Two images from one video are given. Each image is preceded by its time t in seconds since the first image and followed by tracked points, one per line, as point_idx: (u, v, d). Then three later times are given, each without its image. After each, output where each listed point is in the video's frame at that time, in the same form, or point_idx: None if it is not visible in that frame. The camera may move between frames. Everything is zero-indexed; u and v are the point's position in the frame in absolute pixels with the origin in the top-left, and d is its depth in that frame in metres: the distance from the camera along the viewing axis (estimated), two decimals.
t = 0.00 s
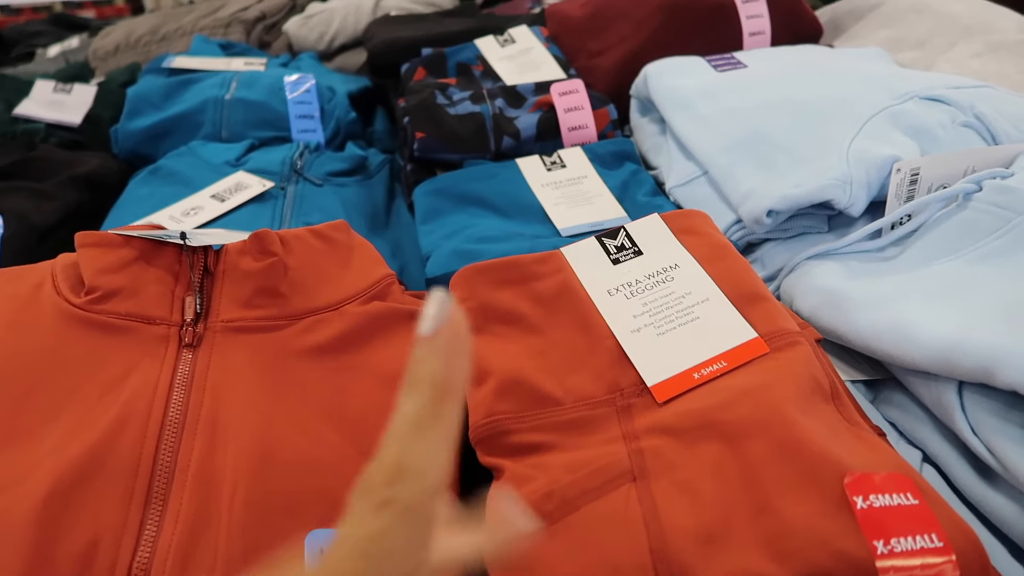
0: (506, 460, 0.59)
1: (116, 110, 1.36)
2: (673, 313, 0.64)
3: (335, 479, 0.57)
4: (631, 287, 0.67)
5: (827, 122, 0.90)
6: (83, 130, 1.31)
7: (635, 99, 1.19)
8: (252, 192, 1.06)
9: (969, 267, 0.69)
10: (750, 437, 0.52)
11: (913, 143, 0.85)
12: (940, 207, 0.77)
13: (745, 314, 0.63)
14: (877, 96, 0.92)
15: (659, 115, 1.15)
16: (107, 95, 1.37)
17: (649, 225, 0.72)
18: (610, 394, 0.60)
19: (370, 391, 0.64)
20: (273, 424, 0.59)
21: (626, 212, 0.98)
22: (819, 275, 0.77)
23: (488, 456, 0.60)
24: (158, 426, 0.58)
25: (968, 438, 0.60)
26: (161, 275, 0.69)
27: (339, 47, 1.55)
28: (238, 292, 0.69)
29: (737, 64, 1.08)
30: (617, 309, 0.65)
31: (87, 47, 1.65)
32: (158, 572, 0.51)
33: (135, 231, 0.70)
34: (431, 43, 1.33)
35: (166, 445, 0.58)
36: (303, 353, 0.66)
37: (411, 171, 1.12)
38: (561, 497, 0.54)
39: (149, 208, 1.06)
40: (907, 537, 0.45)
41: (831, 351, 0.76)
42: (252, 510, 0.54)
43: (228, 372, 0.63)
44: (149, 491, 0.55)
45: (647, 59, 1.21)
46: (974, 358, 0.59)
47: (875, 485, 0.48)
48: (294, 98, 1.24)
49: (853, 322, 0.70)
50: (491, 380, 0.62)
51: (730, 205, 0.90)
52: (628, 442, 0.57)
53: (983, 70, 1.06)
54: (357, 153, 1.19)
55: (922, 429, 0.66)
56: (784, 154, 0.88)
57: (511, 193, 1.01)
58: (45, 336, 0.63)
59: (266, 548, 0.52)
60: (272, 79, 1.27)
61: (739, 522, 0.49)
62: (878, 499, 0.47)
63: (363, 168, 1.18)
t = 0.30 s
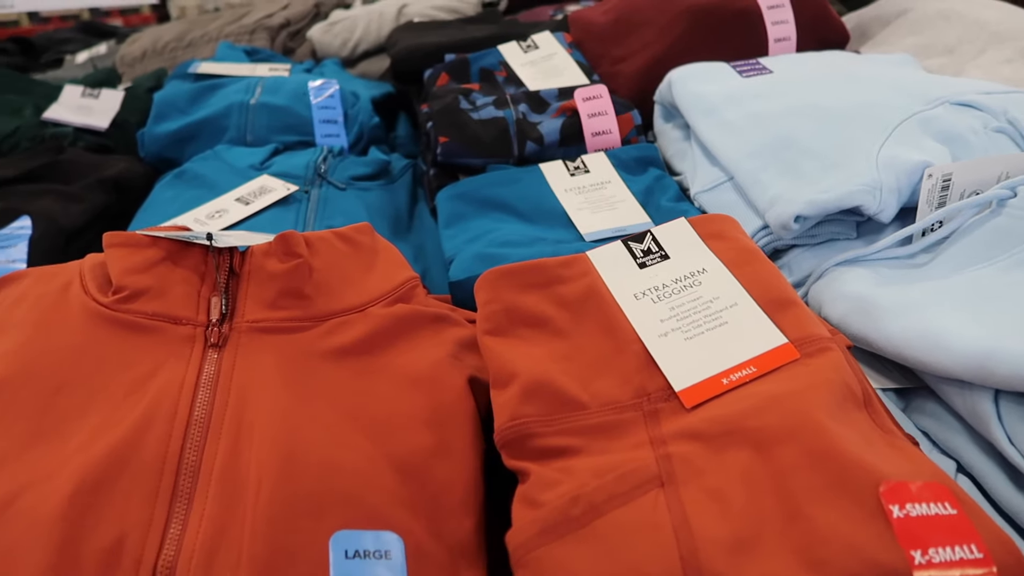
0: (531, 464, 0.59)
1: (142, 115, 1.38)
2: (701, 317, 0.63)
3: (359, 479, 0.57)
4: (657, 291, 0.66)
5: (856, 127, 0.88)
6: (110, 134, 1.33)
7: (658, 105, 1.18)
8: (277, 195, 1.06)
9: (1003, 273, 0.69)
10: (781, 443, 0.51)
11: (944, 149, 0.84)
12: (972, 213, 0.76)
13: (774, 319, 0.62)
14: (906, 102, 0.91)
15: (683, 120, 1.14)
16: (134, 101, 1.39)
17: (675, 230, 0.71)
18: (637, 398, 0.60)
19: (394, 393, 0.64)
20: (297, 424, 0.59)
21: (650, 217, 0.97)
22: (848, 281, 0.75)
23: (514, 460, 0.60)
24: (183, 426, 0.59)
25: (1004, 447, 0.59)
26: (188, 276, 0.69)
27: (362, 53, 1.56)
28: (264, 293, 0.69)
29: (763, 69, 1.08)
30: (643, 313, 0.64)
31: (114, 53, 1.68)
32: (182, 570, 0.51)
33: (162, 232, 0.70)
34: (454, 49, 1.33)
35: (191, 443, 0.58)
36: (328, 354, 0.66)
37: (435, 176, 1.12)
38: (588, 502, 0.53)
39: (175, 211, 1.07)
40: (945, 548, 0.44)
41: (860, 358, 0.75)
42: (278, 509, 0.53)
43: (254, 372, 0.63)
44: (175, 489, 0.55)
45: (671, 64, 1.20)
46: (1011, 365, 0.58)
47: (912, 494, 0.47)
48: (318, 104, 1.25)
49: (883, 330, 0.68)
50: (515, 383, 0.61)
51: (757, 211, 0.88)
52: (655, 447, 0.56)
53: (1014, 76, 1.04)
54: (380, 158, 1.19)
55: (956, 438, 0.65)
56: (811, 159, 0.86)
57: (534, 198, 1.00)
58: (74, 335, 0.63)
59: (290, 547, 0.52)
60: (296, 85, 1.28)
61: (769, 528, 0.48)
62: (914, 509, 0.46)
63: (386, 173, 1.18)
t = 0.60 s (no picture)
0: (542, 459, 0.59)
1: (158, 110, 1.39)
2: (714, 316, 0.63)
3: (373, 471, 0.57)
4: (671, 290, 0.66)
5: (871, 130, 0.88)
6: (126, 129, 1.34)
7: (672, 106, 1.18)
8: (291, 191, 1.07)
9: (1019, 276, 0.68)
10: (794, 442, 0.51)
11: (960, 152, 0.84)
12: (988, 216, 0.76)
13: (787, 319, 0.62)
14: (922, 105, 0.90)
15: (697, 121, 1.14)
16: (151, 96, 1.40)
17: (689, 229, 0.71)
18: (649, 396, 0.60)
19: (408, 388, 0.64)
20: (311, 416, 0.60)
21: (663, 217, 0.97)
22: (861, 283, 0.75)
23: (525, 455, 0.60)
24: (198, 416, 0.59)
25: (1018, 450, 0.59)
26: (204, 268, 0.70)
27: (377, 51, 1.57)
28: (279, 286, 0.69)
29: (777, 71, 1.07)
30: (657, 311, 0.65)
31: (131, 49, 1.69)
32: (197, 558, 0.51)
33: (180, 225, 0.71)
34: (468, 48, 1.33)
35: (206, 433, 0.58)
36: (342, 347, 0.66)
37: (448, 174, 1.12)
38: (600, 497, 0.53)
39: (190, 205, 1.08)
40: (957, 548, 0.44)
41: (872, 360, 0.75)
42: (292, 500, 0.54)
43: (269, 364, 0.64)
44: (190, 478, 0.56)
45: (686, 65, 1.20)
46: None
47: (924, 494, 0.47)
48: (332, 101, 1.25)
49: (896, 332, 0.68)
50: (528, 379, 0.62)
51: (770, 212, 0.88)
52: (667, 444, 0.56)
53: None
54: (394, 155, 1.19)
55: (968, 441, 0.65)
56: (826, 161, 0.86)
57: (547, 196, 1.01)
58: (93, 325, 0.64)
59: (304, 538, 0.52)
60: (311, 82, 1.29)
61: (780, 525, 0.48)
62: (927, 509, 0.46)
63: (400, 170, 1.19)
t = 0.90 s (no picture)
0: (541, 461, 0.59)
1: (163, 107, 1.39)
2: (716, 318, 0.63)
3: (370, 469, 0.57)
4: (672, 292, 0.66)
5: (876, 133, 0.88)
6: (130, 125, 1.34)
7: (677, 107, 1.18)
8: (294, 188, 1.07)
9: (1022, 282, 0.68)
10: (794, 447, 0.51)
11: (965, 156, 0.83)
12: (992, 221, 0.75)
13: (789, 322, 0.61)
14: (929, 108, 0.90)
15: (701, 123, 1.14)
16: (155, 93, 1.40)
17: (692, 231, 0.71)
18: (649, 397, 0.59)
19: (407, 387, 0.64)
20: (309, 414, 0.59)
21: (666, 219, 0.97)
22: (864, 286, 0.75)
23: (524, 456, 0.60)
24: (196, 413, 0.59)
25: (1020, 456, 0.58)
26: (205, 265, 0.69)
27: (382, 50, 1.57)
28: (280, 283, 0.69)
29: (783, 73, 1.07)
30: (658, 313, 0.64)
31: (137, 46, 1.69)
32: (193, 555, 0.51)
33: (181, 221, 0.71)
34: (473, 47, 1.33)
35: (204, 430, 0.58)
36: (341, 346, 0.66)
37: (451, 173, 1.12)
38: (599, 499, 0.53)
39: (193, 201, 1.08)
40: (956, 554, 0.44)
41: (874, 363, 0.75)
42: (288, 497, 0.54)
43: (268, 362, 0.64)
44: (187, 475, 0.55)
45: (691, 67, 1.20)
46: None
47: (925, 501, 0.46)
48: (337, 98, 1.25)
49: (898, 336, 0.68)
50: (528, 379, 0.61)
51: (774, 214, 0.88)
52: (667, 447, 0.56)
53: None
54: (397, 153, 1.19)
55: (969, 446, 0.64)
56: (831, 164, 0.86)
57: (550, 196, 1.00)
58: (93, 320, 0.64)
59: (300, 536, 0.52)
60: (315, 80, 1.29)
61: (779, 531, 0.48)
62: (927, 515, 0.45)
63: (403, 169, 1.19)
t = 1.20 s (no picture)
0: (551, 450, 0.58)
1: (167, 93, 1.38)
2: (728, 308, 0.62)
3: (379, 456, 0.56)
4: (684, 281, 0.65)
5: (888, 123, 0.87)
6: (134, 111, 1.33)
7: (685, 97, 1.17)
8: (299, 175, 1.06)
9: None
10: (809, 437, 0.50)
11: (979, 147, 0.82)
12: (1006, 213, 0.74)
13: (802, 312, 0.61)
14: (942, 99, 0.89)
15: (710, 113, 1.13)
16: (159, 79, 1.39)
17: (704, 220, 0.70)
18: (661, 387, 0.59)
19: (415, 375, 0.63)
20: (317, 400, 0.59)
21: (675, 209, 0.96)
22: (876, 278, 0.74)
23: (534, 444, 0.59)
24: (203, 398, 0.58)
25: None
26: (211, 250, 0.69)
27: (387, 38, 1.56)
28: (287, 268, 0.69)
29: (793, 63, 1.06)
30: (669, 302, 0.64)
31: (140, 31, 1.68)
32: (200, 541, 0.50)
33: (187, 205, 0.70)
34: (480, 35, 1.32)
35: (211, 415, 0.57)
36: (349, 332, 0.65)
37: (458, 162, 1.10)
38: (610, 488, 0.52)
39: (198, 187, 1.07)
40: (975, 547, 0.43)
41: (886, 355, 0.74)
42: (297, 484, 0.53)
43: (275, 347, 0.63)
44: (194, 460, 0.55)
45: (700, 56, 1.19)
46: None
47: (943, 492, 0.46)
48: (342, 85, 1.24)
49: (912, 328, 0.67)
50: (539, 367, 0.61)
51: (784, 204, 0.87)
52: (679, 436, 0.55)
53: None
54: (403, 141, 1.19)
55: (983, 438, 0.64)
56: (843, 155, 0.85)
57: (558, 185, 0.99)
58: (98, 304, 0.63)
59: (308, 522, 0.52)
60: (321, 67, 1.28)
61: (795, 522, 0.47)
62: (945, 506, 0.45)
63: (409, 156, 1.18)
